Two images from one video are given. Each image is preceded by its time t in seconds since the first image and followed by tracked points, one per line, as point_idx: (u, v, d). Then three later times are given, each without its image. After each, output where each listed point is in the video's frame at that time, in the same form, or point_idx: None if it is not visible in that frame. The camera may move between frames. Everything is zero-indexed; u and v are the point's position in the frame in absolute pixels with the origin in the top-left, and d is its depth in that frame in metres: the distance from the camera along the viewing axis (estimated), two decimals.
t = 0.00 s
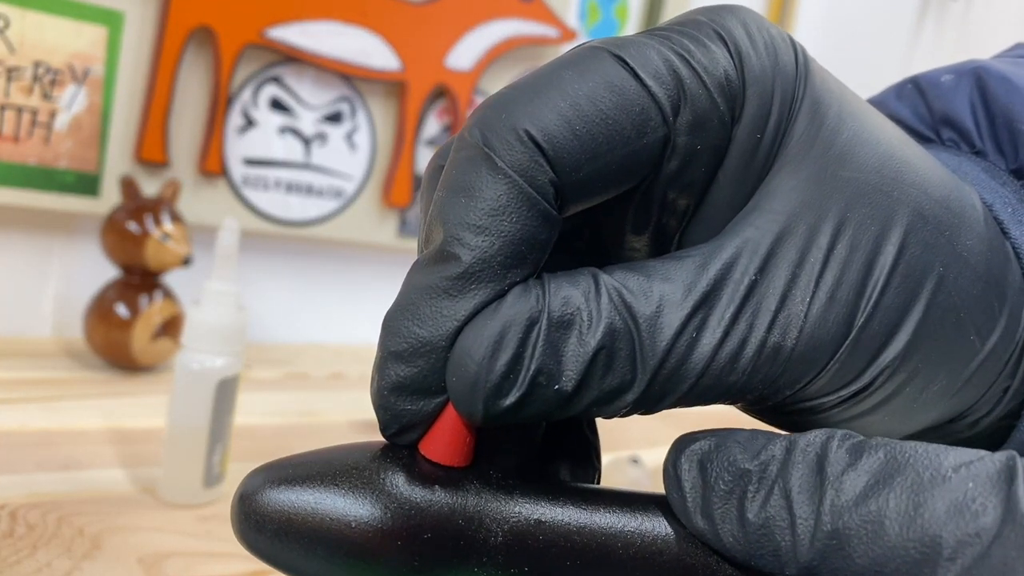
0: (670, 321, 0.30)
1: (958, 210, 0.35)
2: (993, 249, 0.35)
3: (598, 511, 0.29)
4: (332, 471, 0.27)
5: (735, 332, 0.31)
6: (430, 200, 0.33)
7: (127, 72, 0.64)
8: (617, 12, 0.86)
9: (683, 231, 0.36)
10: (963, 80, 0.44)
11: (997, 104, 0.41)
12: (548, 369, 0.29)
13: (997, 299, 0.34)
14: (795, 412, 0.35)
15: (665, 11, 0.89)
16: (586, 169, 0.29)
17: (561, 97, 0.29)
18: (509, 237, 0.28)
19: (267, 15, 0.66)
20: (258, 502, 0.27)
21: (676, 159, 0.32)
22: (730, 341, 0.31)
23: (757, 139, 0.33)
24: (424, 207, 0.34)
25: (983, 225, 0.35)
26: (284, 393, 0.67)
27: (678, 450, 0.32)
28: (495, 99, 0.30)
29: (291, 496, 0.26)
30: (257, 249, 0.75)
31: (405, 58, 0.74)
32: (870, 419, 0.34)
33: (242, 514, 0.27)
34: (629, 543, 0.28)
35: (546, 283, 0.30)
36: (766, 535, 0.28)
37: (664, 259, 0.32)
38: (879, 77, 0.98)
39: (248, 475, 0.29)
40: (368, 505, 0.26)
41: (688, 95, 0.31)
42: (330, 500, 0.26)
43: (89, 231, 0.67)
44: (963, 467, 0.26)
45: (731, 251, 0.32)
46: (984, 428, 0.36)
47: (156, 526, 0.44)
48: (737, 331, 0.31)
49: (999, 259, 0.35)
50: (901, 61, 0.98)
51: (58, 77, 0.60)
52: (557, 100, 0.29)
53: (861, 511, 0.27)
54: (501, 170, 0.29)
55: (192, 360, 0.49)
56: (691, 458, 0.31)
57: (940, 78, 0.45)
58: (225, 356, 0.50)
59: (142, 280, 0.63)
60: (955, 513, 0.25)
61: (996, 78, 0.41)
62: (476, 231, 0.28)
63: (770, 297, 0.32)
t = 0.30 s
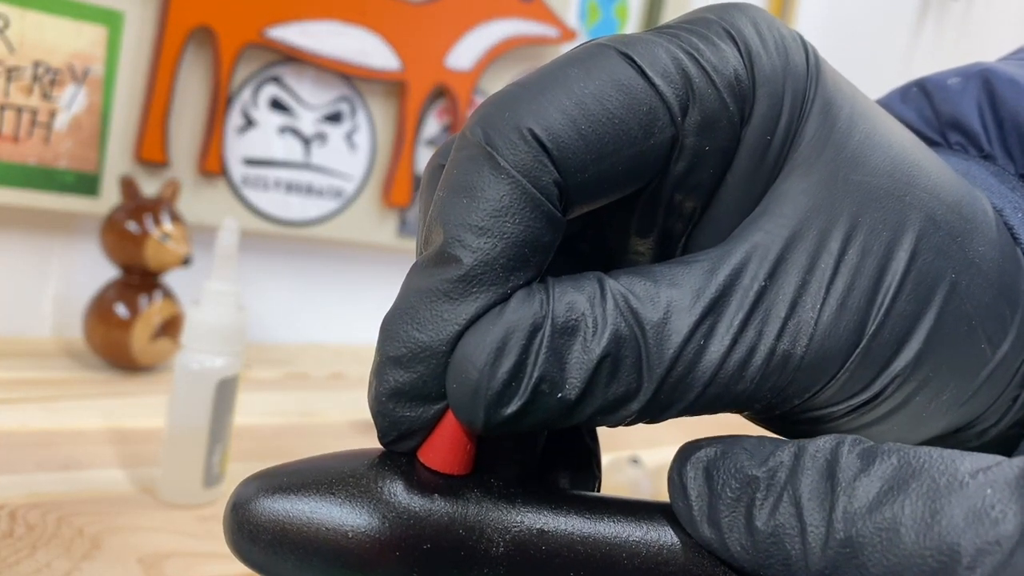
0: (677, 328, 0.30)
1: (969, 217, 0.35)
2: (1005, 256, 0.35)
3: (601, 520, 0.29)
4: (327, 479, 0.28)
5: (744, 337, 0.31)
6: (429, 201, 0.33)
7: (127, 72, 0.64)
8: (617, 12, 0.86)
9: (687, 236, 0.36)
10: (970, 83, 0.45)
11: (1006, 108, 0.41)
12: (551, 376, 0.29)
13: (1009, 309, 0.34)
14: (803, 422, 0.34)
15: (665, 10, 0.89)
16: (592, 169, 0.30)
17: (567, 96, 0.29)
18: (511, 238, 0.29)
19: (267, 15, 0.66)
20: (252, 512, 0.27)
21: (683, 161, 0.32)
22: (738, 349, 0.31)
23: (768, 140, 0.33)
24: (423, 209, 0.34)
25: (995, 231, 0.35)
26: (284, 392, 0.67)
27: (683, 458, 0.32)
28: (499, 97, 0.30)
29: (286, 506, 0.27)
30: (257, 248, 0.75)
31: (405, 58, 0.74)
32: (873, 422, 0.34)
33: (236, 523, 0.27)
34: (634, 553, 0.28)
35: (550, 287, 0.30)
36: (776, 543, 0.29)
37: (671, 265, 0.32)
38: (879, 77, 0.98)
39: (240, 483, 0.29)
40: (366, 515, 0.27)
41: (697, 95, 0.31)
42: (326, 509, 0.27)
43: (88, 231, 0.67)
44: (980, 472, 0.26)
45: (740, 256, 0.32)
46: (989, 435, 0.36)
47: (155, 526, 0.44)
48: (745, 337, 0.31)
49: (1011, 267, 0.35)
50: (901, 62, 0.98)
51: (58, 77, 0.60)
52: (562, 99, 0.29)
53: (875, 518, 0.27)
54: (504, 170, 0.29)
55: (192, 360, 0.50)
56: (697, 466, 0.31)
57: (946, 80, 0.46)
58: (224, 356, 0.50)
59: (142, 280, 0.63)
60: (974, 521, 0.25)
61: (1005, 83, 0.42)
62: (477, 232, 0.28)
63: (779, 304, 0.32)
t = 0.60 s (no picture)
0: (678, 319, 0.30)
1: (972, 208, 0.35)
2: (1007, 248, 0.35)
3: (605, 509, 0.28)
4: (328, 467, 0.27)
5: (745, 327, 0.31)
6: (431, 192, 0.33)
7: (126, 71, 0.63)
8: (617, 12, 0.86)
9: (689, 227, 0.36)
10: (973, 77, 0.45)
11: (1009, 101, 0.41)
12: (553, 362, 0.29)
13: (1010, 300, 0.34)
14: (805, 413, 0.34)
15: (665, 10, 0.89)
16: (596, 158, 0.29)
17: (571, 85, 0.29)
18: (515, 227, 0.28)
19: (267, 14, 0.66)
20: (253, 500, 0.27)
21: (687, 150, 0.32)
22: (740, 338, 0.31)
23: (772, 131, 0.33)
24: (424, 200, 0.34)
25: (997, 224, 0.35)
26: (284, 393, 0.67)
27: (685, 448, 0.32)
28: (503, 87, 0.30)
29: (287, 494, 0.26)
30: (257, 248, 0.75)
31: (405, 57, 0.74)
32: (875, 417, 0.33)
33: (237, 511, 0.27)
34: (637, 543, 0.28)
35: (552, 275, 0.30)
36: (778, 532, 0.28)
37: (671, 254, 0.32)
38: (879, 77, 0.98)
39: (241, 471, 0.29)
40: (366, 504, 0.26)
41: (701, 85, 0.31)
42: (326, 498, 0.26)
43: (88, 231, 0.67)
44: (984, 462, 0.26)
45: (741, 246, 0.32)
46: (991, 429, 0.35)
47: (155, 526, 0.44)
48: (747, 327, 0.31)
49: (1013, 260, 0.35)
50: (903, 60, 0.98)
51: (57, 77, 0.60)
52: (566, 88, 0.29)
53: (878, 507, 0.26)
54: (507, 158, 0.28)
55: (192, 360, 0.49)
56: (699, 456, 0.31)
57: (948, 75, 0.46)
58: (223, 355, 0.50)
59: (142, 280, 0.63)
60: (978, 510, 0.25)
61: (1008, 77, 0.42)
62: (481, 220, 0.28)
63: (781, 292, 0.32)
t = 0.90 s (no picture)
0: (676, 314, 0.30)
1: (966, 207, 0.35)
2: (1002, 245, 0.35)
3: (605, 502, 0.28)
4: (335, 459, 0.27)
5: (743, 324, 0.31)
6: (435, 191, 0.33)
7: (127, 71, 0.64)
8: (617, 12, 0.87)
9: (690, 225, 0.36)
10: (968, 79, 0.44)
11: (1004, 103, 0.41)
12: (554, 357, 0.29)
13: (1005, 297, 0.34)
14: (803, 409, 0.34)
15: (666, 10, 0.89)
16: (597, 159, 0.29)
17: (573, 88, 0.29)
18: (517, 226, 0.28)
19: (267, 14, 0.66)
20: (261, 491, 0.27)
21: (687, 150, 0.32)
22: (737, 334, 0.31)
23: (768, 131, 0.33)
24: (429, 198, 0.34)
25: (991, 221, 0.35)
26: (284, 393, 0.67)
27: (686, 441, 0.32)
28: (506, 90, 0.30)
29: (295, 484, 0.26)
30: (256, 249, 0.75)
31: (405, 58, 0.74)
32: (873, 415, 0.33)
33: (245, 502, 0.27)
34: (637, 535, 0.28)
35: (553, 272, 0.30)
36: (775, 523, 0.28)
37: (670, 251, 0.32)
38: (878, 77, 0.98)
39: (250, 463, 0.29)
40: (372, 494, 0.26)
41: (700, 87, 0.31)
42: (332, 489, 0.26)
43: (88, 231, 0.67)
44: (977, 454, 0.26)
45: (738, 243, 0.32)
46: (987, 426, 0.36)
47: (155, 526, 0.44)
48: (744, 323, 0.31)
49: (1008, 256, 0.35)
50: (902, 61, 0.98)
51: (57, 77, 0.60)
52: (568, 91, 0.29)
53: (873, 498, 0.26)
54: (510, 159, 0.28)
55: (192, 360, 0.49)
56: (699, 449, 0.32)
57: (944, 77, 0.46)
58: (224, 356, 0.51)
59: (142, 280, 0.63)
60: (969, 500, 0.25)
61: (1003, 80, 0.42)
62: (484, 220, 0.28)
63: (777, 288, 0.32)
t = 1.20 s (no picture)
0: (686, 306, 0.30)
1: (970, 202, 0.35)
2: (1006, 242, 0.35)
3: (619, 493, 0.29)
4: (353, 450, 0.27)
5: (752, 317, 0.31)
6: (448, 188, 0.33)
7: (127, 71, 0.64)
8: (617, 12, 0.87)
9: (698, 222, 0.36)
10: (971, 79, 0.45)
11: (1006, 102, 0.42)
12: (569, 347, 0.29)
13: (1009, 292, 0.34)
14: (811, 402, 0.34)
15: (665, 11, 0.89)
16: (610, 156, 0.30)
17: (586, 86, 0.29)
18: (533, 221, 0.29)
19: (267, 15, 0.66)
20: (280, 482, 0.27)
21: (696, 147, 0.32)
22: (746, 326, 0.31)
23: (775, 129, 0.34)
24: (442, 196, 0.34)
25: (995, 218, 0.35)
26: (284, 393, 0.67)
27: (698, 435, 0.32)
28: (520, 88, 0.30)
29: (314, 475, 0.27)
30: (256, 249, 0.75)
31: (406, 58, 0.74)
32: (879, 410, 0.34)
33: (263, 492, 0.27)
34: (650, 526, 0.28)
35: (566, 265, 0.30)
36: (787, 515, 0.29)
37: (679, 245, 0.32)
38: (878, 78, 0.99)
39: (269, 455, 0.29)
40: (389, 485, 0.26)
41: (709, 85, 0.31)
42: (351, 479, 0.26)
43: (88, 231, 0.67)
44: (988, 446, 0.26)
45: (746, 237, 0.32)
46: (993, 421, 0.36)
47: (156, 526, 0.44)
48: (753, 315, 0.31)
49: (1011, 252, 0.35)
50: (902, 62, 0.99)
51: (57, 77, 0.60)
52: (580, 88, 0.29)
53: (885, 489, 0.27)
54: (525, 155, 0.29)
55: (192, 361, 0.49)
56: (711, 442, 0.32)
57: (948, 77, 0.46)
58: (224, 356, 0.51)
59: (142, 281, 0.63)
60: (981, 491, 0.25)
61: (1006, 80, 0.42)
62: (500, 215, 0.28)
63: (786, 282, 0.32)
